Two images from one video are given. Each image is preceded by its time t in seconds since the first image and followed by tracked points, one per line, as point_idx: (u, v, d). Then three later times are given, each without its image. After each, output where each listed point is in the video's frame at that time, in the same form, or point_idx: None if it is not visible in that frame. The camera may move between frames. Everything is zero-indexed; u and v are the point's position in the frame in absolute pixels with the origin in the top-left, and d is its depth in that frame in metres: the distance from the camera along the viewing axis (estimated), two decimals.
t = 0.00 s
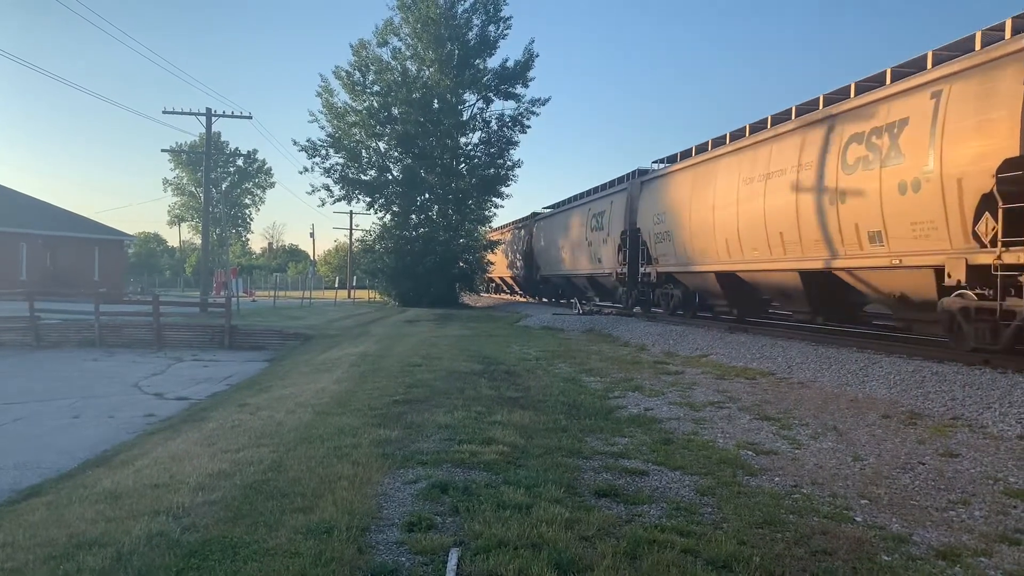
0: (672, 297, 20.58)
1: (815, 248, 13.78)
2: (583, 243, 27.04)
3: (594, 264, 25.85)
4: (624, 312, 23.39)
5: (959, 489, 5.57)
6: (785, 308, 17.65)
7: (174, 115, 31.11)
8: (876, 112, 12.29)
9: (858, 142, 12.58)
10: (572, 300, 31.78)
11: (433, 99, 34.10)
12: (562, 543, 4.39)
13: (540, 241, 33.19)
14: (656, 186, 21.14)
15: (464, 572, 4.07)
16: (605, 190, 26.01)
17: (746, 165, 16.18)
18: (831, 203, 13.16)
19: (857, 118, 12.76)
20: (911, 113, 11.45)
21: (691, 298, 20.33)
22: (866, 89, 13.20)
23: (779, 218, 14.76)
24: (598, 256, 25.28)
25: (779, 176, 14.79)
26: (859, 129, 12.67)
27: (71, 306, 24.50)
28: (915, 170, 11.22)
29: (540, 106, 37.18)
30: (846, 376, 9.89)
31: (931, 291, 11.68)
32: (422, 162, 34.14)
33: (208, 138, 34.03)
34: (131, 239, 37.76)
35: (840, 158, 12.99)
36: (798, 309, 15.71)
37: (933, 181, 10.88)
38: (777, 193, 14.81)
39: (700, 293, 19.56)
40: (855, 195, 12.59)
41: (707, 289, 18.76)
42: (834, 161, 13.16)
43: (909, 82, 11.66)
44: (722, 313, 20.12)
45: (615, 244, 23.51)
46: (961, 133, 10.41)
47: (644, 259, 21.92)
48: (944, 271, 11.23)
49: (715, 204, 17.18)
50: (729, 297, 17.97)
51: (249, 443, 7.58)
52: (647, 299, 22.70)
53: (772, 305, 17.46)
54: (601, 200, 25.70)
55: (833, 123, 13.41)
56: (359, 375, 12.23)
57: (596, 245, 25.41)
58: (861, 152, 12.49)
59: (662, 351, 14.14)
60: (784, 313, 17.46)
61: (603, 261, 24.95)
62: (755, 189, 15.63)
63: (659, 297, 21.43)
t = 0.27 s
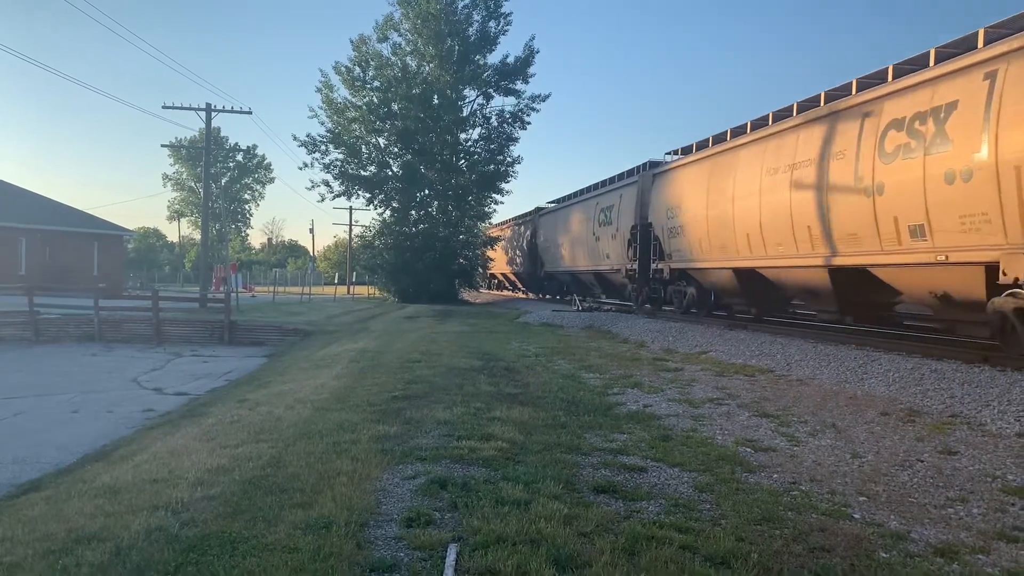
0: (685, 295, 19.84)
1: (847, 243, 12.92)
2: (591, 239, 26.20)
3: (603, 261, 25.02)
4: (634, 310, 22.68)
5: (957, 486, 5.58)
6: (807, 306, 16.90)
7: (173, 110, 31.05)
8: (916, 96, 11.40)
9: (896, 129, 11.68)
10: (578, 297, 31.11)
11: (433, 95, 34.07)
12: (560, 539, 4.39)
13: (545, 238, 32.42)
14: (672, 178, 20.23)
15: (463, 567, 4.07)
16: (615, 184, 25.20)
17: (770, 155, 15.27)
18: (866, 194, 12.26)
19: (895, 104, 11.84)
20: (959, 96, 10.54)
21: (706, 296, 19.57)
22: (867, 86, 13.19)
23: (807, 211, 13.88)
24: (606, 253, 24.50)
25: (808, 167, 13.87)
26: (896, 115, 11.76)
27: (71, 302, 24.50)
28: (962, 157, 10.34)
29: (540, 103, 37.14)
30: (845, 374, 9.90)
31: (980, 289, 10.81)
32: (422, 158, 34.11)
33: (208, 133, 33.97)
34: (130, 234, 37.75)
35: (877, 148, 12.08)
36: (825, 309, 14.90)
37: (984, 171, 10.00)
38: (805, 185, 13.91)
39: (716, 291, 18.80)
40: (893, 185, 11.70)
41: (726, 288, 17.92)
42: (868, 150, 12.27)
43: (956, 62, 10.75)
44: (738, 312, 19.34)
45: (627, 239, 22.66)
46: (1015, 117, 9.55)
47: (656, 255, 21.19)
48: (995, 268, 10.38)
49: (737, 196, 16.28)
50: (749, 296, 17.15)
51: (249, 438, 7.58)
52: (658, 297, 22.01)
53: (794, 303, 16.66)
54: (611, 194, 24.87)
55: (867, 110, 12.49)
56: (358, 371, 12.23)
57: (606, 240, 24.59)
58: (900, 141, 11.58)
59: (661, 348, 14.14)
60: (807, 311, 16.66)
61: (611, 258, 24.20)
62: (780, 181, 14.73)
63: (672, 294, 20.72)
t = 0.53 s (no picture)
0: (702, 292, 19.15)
1: (888, 235, 12.27)
2: (598, 234, 25.38)
3: (613, 256, 24.27)
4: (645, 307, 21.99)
5: (956, 483, 5.58)
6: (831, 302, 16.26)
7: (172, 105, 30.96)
8: (967, 78, 10.80)
9: (943, 114, 11.07)
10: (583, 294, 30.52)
11: (433, 90, 34.01)
12: (559, 535, 4.39)
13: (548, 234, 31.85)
14: (689, 169, 19.51)
15: (462, 562, 4.08)
16: (625, 176, 24.42)
17: (797, 144, 14.59)
18: (908, 185, 11.64)
19: (941, 87, 11.24)
20: (1017, 77, 9.88)
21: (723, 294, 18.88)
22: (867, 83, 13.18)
23: (839, 203, 13.22)
24: (616, 248, 23.74)
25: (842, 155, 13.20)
26: (943, 99, 11.15)
27: (70, 296, 24.49)
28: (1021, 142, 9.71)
29: (540, 98, 37.08)
30: (845, 370, 9.90)
31: None
32: (422, 153, 34.04)
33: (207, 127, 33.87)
34: (130, 228, 37.70)
35: (921, 134, 11.47)
36: (856, 306, 14.24)
37: None
38: (837, 175, 13.23)
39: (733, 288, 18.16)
40: (940, 173, 11.07)
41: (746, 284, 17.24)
42: (911, 135, 11.63)
43: (1003, 41, 10.26)
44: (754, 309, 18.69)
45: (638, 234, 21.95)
46: None
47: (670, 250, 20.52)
48: None
49: (761, 188, 15.59)
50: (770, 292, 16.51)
51: (248, 433, 7.58)
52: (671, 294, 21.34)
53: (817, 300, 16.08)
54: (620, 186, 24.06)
55: (908, 94, 11.87)
56: (358, 366, 12.23)
57: (615, 235, 23.82)
58: (948, 126, 10.95)
59: (660, 344, 14.16)
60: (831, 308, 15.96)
61: (621, 253, 23.48)
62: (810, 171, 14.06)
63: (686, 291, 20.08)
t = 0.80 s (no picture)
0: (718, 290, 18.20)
1: (929, 233, 11.14)
2: (608, 231, 24.44)
3: (623, 253, 23.34)
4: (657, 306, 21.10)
5: (955, 481, 5.59)
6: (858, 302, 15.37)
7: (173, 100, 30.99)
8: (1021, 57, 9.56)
9: (992, 97, 9.88)
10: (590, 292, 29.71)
11: (433, 87, 33.98)
12: (558, 532, 4.39)
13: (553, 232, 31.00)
14: (706, 162, 18.39)
15: (461, 559, 4.09)
16: (635, 169, 23.45)
17: (826, 133, 13.47)
18: (955, 175, 10.46)
19: (992, 67, 10.02)
20: None
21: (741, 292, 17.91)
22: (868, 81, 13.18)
23: (875, 197, 12.10)
24: (626, 244, 22.80)
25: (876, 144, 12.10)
26: (992, 82, 9.96)
27: (71, 292, 24.52)
28: None
29: (540, 95, 37.03)
30: (844, 368, 9.90)
31: None
32: (422, 150, 34.02)
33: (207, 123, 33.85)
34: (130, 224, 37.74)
35: (966, 121, 10.30)
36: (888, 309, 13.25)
37: None
38: (872, 166, 12.12)
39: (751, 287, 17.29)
40: (989, 164, 9.90)
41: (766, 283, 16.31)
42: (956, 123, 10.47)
43: None
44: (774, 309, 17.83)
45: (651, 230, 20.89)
46: None
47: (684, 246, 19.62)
48: None
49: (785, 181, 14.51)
50: (792, 292, 15.57)
51: (248, 429, 7.59)
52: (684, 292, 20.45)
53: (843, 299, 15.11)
54: (631, 180, 23.04)
55: (954, 76, 10.68)
56: (358, 362, 12.25)
57: (625, 231, 22.87)
58: (999, 111, 9.76)
59: (660, 341, 14.17)
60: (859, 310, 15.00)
61: (630, 250, 22.57)
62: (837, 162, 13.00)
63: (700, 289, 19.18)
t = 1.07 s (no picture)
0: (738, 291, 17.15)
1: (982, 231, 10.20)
2: (617, 229, 23.44)
3: (633, 252, 22.34)
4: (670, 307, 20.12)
5: (955, 481, 5.58)
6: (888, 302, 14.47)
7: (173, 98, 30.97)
8: None
9: None
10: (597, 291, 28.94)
11: (434, 85, 33.97)
12: (558, 531, 4.40)
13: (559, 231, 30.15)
14: (725, 155, 17.41)
15: (461, 557, 4.10)
16: (646, 164, 22.39)
17: (861, 122, 12.52)
18: (1011, 168, 9.52)
19: None
20: None
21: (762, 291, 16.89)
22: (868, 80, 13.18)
23: (918, 191, 11.17)
24: (637, 243, 21.81)
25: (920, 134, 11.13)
26: None
27: (71, 290, 24.52)
28: None
29: (541, 94, 37.02)
30: (844, 368, 9.90)
31: None
32: (422, 149, 34.02)
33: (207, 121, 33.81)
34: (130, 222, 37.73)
35: None
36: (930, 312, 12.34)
37: None
38: (914, 157, 11.19)
39: (773, 287, 16.38)
40: None
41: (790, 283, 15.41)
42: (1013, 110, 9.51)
43: None
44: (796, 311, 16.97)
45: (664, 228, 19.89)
46: None
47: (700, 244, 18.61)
48: None
49: (815, 175, 13.51)
50: (818, 293, 14.67)
51: (248, 427, 7.59)
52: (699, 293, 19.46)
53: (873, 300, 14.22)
54: (642, 176, 21.98)
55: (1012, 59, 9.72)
56: (358, 361, 12.25)
57: (635, 229, 21.86)
58: None
59: (660, 341, 14.16)
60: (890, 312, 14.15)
61: (641, 248, 21.56)
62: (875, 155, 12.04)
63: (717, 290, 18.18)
